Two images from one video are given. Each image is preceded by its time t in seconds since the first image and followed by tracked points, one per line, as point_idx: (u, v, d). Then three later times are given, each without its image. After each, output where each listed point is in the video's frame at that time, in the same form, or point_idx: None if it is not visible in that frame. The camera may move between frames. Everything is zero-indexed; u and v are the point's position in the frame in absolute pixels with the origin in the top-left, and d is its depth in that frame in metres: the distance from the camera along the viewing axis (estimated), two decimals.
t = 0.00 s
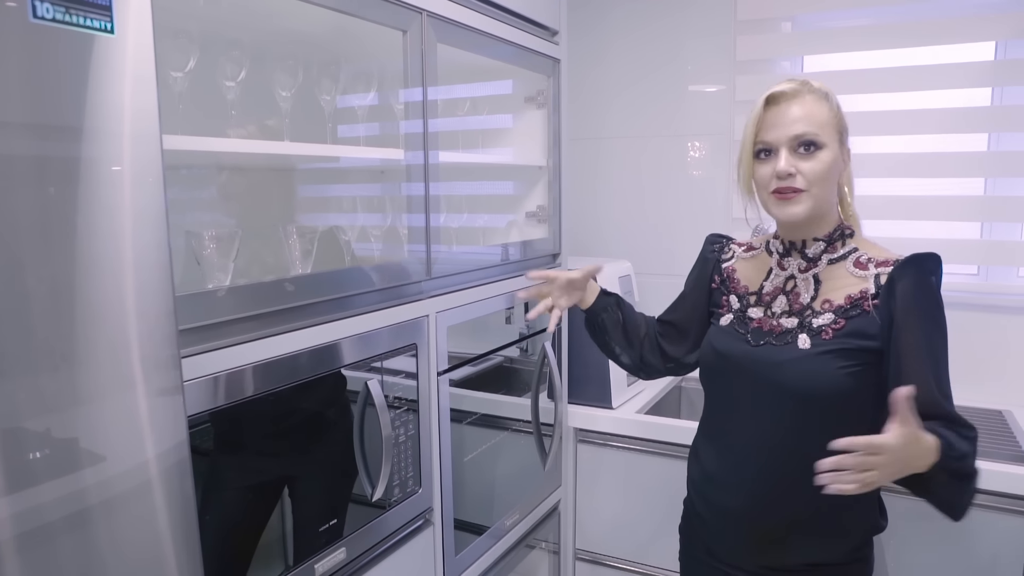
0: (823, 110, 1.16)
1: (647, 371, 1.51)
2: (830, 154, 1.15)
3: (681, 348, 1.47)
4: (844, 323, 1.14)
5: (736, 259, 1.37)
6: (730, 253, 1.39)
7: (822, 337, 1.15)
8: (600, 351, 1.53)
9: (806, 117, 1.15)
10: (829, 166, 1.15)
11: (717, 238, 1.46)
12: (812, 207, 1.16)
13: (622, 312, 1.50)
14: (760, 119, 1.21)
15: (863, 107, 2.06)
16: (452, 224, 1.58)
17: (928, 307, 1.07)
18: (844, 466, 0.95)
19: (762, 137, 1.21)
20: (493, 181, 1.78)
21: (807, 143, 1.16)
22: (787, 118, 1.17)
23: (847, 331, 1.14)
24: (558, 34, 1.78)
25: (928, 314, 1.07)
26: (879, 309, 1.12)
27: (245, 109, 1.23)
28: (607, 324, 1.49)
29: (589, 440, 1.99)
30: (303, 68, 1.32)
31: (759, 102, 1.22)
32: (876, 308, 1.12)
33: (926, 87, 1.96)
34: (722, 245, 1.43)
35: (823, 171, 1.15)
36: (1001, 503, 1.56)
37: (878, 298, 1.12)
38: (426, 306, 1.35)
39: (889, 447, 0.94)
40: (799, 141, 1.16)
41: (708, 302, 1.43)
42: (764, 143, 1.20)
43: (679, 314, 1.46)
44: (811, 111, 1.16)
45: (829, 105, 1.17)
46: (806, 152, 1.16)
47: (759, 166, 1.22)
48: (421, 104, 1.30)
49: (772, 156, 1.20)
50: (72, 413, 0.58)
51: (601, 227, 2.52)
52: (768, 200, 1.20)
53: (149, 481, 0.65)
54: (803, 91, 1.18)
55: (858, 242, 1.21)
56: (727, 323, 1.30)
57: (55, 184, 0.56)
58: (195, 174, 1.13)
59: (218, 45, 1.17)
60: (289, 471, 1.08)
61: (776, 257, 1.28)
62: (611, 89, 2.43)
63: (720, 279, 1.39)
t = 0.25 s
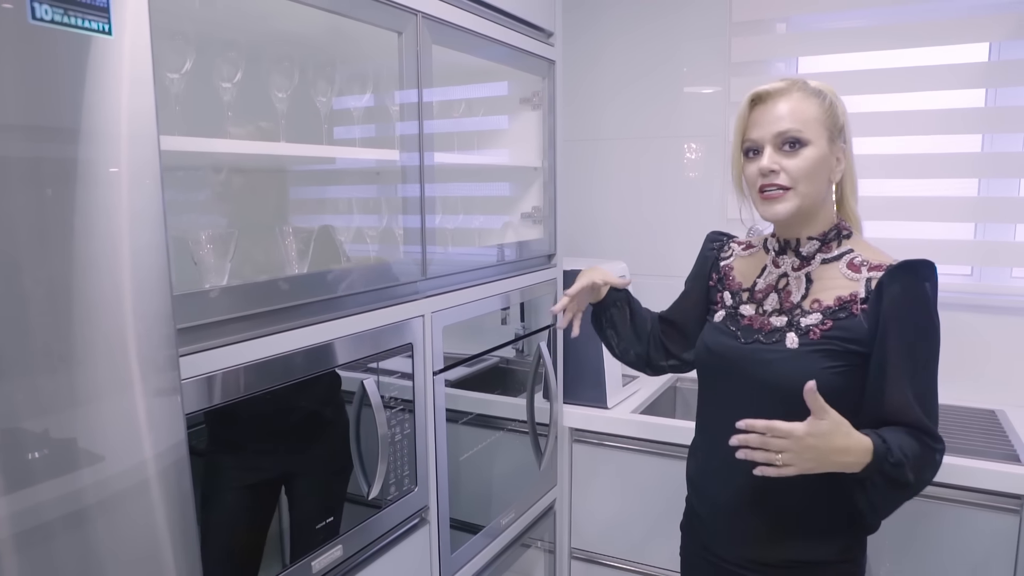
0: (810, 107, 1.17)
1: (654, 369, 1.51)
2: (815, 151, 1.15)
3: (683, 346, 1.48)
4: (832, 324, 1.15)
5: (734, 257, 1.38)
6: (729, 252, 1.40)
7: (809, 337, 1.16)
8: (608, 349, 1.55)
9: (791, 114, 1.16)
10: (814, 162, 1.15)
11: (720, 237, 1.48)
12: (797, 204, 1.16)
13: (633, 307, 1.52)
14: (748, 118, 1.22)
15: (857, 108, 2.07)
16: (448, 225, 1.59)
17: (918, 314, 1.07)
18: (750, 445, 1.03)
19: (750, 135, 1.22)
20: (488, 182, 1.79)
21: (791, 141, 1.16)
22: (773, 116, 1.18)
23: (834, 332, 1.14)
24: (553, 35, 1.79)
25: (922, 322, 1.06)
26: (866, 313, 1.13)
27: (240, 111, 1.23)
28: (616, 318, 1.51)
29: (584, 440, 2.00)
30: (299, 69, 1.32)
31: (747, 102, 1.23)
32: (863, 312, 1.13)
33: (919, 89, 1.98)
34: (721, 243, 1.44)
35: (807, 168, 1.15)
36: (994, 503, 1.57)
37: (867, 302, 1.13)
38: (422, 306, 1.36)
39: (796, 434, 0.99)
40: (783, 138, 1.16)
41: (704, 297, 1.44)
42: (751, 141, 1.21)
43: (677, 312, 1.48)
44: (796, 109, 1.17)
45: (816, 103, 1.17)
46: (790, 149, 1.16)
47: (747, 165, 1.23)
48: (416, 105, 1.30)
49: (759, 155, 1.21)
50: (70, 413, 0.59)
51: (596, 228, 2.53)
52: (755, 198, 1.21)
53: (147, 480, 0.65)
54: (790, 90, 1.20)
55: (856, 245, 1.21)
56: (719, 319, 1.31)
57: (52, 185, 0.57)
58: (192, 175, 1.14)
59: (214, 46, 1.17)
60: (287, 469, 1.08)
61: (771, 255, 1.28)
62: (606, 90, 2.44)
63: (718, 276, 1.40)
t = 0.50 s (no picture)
0: (794, 102, 1.16)
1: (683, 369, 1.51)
2: (793, 147, 1.15)
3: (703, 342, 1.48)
4: (811, 322, 1.15)
5: (744, 253, 1.39)
6: (741, 248, 1.41)
7: (787, 334, 1.17)
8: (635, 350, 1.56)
9: (771, 111, 1.17)
10: (792, 159, 1.15)
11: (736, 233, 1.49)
12: (773, 200, 1.18)
13: (652, 306, 1.55)
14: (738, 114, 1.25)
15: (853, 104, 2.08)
16: (445, 221, 1.60)
17: (906, 317, 1.05)
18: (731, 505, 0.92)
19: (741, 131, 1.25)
20: (485, 179, 1.80)
21: (771, 137, 1.17)
22: (756, 113, 1.20)
23: (811, 330, 1.15)
24: (550, 32, 1.79)
25: (911, 325, 1.05)
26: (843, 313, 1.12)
27: (238, 108, 1.24)
28: (638, 318, 1.54)
29: (581, 435, 2.01)
30: (297, 66, 1.33)
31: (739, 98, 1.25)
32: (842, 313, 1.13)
33: (915, 85, 1.98)
34: (734, 241, 1.46)
35: (784, 165, 1.16)
36: (987, 496, 1.58)
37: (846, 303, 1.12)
38: (419, 302, 1.37)
39: (784, 488, 0.91)
40: (763, 135, 1.18)
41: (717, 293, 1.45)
42: (740, 137, 1.24)
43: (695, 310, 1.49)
44: (777, 105, 1.17)
45: (802, 97, 1.16)
46: (770, 145, 1.18)
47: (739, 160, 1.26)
48: (413, 101, 1.31)
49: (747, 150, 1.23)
50: (70, 409, 0.60)
51: (593, 224, 2.53)
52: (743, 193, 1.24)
53: (147, 475, 0.66)
54: (778, 85, 1.20)
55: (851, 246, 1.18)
56: (719, 312, 1.33)
57: (53, 182, 0.57)
58: (190, 172, 1.14)
59: (212, 44, 1.18)
60: (286, 463, 1.09)
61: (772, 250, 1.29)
62: (603, 86, 2.45)
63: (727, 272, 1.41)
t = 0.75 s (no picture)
0: (777, 98, 1.15)
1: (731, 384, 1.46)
2: (769, 146, 1.16)
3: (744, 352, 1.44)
4: (801, 322, 1.15)
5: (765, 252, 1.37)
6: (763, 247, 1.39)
7: (778, 333, 1.17)
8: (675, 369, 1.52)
9: (752, 111, 1.18)
10: (769, 158, 1.16)
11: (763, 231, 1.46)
12: (758, 200, 1.21)
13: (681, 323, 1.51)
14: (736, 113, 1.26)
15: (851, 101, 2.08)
16: (444, 218, 1.60)
17: (890, 324, 1.01)
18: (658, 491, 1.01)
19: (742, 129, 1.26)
20: (484, 176, 1.80)
21: (753, 137, 1.19)
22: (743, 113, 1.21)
23: (799, 331, 1.14)
24: (548, 29, 1.79)
25: (896, 333, 1.01)
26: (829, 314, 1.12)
27: (236, 107, 1.24)
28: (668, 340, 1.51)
29: (580, 432, 2.02)
30: (295, 65, 1.33)
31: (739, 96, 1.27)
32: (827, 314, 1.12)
33: (913, 81, 1.98)
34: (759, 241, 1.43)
35: (761, 165, 1.17)
36: (984, 491, 1.59)
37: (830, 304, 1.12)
38: (418, 300, 1.37)
39: (696, 481, 0.98)
40: (747, 136, 1.20)
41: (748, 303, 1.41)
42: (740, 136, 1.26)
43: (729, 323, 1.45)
44: (757, 105, 1.18)
45: (782, 94, 1.15)
46: (753, 145, 1.19)
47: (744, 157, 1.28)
48: (411, 99, 1.31)
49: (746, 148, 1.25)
50: (70, 406, 0.60)
51: (592, 219, 2.53)
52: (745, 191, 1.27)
53: (146, 472, 0.67)
54: (766, 82, 1.19)
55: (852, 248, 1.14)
56: (730, 310, 1.34)
57: (52, 181, 0.58)
58: (189, 171, 1.15)
59: (211, 43, 1.18)
60: (285, 461, 1.10)
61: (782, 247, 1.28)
62: (601, 83, 2.45)
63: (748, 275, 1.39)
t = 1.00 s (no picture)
0: (775, 95, 1.11)
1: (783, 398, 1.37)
2: (764, 145, 1.12)
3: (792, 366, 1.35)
4: (792, 327, 1.13)
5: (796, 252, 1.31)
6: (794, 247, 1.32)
7: (774, 339, 1.15)
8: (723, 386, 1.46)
9: (754, 108, 1.15)
10: (764, 157, 1.12)
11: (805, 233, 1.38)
12: (759, 200, 1.17)
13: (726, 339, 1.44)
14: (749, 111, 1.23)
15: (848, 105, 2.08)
16: (441, 222, 1.60)
17: (869, 333, 0.94)
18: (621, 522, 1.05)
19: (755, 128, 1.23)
20: (481, 179, 1.80)
21: (753, 135, 1.16)
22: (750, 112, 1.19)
23: (790, 336, 1.12)
24: (546, 33, 1.79)
25: (874, 343, 0.94)
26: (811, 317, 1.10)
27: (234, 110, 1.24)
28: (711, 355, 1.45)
29: (577, 435, 2.02)
30: (292, 68, 1.33)
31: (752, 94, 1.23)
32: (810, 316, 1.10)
33: (910, 85, 1.98)
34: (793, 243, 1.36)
35: (759, 164, 1.14)
36: (980, 494, 1.59)
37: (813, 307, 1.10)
38: (415, 304, 1.37)
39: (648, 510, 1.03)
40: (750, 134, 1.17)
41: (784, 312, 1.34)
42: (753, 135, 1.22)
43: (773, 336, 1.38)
44: (759, 102, 1.15)
45: (780, 90, 1.11)
46: (754, 144, 1.16)
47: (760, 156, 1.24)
48: (408, 103, 1.30)
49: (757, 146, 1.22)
50: (65, 411, 0.60)
51: (589, 222, 2.53)
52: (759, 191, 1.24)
53: (142, 477, 0.66)
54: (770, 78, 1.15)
55: (853, 250, 1.08)
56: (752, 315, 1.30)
57: (48, 185, 0.58)
58: (185, 174, 1.14)
59: (208, 46, 1.18)
60: (280, 467, 1.09)
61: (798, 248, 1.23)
62: (599, 86, 2.45)
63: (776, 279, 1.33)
